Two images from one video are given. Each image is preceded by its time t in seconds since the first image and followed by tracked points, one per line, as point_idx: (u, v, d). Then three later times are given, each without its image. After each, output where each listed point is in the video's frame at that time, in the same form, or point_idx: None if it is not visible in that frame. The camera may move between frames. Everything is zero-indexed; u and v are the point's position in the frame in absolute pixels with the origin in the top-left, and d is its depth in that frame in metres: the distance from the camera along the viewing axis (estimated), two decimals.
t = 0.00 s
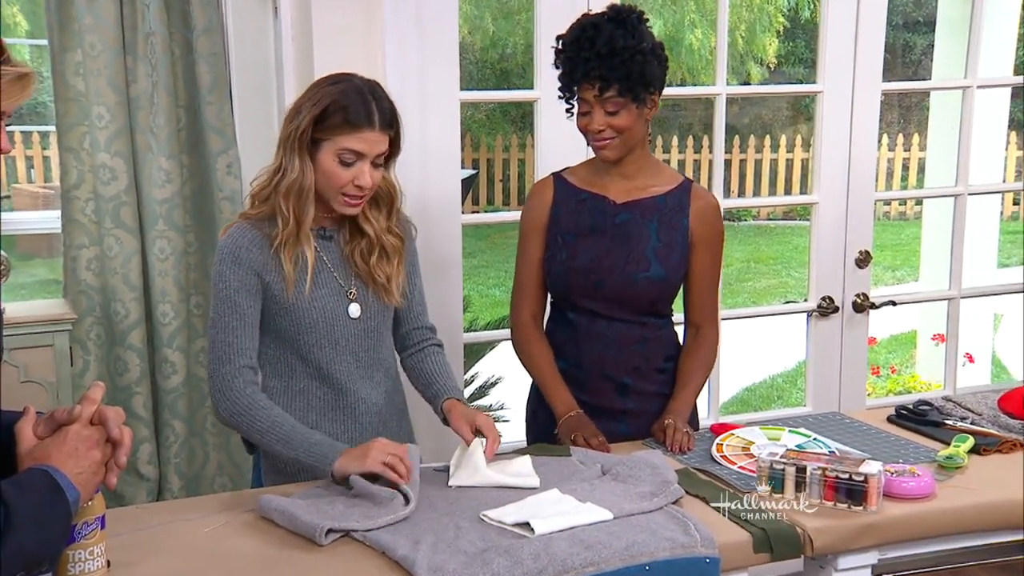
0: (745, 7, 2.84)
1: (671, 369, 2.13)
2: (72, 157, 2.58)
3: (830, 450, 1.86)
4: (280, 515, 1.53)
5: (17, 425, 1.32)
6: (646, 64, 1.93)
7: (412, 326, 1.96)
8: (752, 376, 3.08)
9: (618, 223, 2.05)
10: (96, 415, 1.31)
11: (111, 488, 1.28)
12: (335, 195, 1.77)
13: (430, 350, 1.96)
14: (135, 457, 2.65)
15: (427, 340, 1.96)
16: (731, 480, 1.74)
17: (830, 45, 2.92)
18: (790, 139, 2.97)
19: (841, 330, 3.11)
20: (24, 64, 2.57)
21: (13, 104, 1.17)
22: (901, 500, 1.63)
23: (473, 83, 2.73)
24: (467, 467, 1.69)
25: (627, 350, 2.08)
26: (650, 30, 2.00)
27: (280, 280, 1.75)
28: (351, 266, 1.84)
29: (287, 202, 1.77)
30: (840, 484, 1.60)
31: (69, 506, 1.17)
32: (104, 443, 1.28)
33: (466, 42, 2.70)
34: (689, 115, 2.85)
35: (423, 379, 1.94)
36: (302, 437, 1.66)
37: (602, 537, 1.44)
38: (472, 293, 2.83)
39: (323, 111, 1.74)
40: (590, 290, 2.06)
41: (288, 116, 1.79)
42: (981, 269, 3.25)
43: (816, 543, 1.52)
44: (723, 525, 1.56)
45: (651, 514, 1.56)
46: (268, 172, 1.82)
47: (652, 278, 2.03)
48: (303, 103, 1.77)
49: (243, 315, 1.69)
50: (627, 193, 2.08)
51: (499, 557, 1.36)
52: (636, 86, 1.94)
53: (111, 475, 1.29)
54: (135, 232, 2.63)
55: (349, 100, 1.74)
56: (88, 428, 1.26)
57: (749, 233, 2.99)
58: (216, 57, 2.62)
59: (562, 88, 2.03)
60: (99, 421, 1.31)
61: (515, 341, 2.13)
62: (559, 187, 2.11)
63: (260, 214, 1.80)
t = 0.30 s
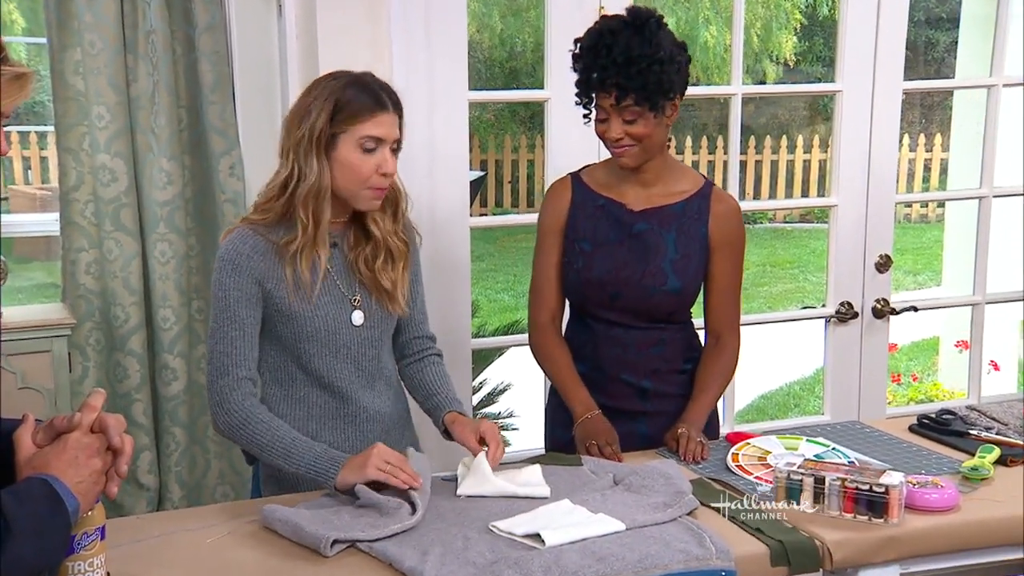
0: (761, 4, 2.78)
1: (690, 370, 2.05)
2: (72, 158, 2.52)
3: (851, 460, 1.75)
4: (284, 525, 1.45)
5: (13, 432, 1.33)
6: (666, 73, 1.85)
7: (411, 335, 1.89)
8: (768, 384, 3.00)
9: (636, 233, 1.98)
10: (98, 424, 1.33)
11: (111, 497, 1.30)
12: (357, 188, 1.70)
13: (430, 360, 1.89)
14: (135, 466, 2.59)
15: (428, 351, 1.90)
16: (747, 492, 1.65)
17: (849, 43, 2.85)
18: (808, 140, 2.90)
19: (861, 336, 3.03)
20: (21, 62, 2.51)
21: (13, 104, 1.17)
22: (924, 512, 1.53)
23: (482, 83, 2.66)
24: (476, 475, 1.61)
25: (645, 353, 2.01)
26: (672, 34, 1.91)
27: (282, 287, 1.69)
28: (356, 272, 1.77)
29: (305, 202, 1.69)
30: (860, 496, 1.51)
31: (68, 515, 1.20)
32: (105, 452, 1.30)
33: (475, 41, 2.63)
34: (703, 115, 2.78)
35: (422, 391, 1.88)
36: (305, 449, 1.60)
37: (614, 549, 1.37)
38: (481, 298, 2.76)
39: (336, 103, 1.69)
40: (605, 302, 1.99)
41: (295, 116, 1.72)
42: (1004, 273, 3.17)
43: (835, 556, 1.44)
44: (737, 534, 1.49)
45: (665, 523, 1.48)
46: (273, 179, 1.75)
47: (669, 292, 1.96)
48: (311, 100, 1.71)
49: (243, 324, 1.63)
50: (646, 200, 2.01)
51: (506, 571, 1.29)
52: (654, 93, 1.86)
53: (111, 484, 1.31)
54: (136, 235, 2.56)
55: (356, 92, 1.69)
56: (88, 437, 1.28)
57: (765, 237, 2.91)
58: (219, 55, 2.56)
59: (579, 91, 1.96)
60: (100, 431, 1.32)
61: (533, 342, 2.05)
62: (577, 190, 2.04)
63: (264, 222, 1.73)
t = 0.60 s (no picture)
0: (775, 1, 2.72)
1: (705, 375, 1.98)
2: (68, 159, 2.46)
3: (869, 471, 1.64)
4: (284, 537, 1.38)
5: (10, 441, 1.28)
6: (683, 76, 1.78)
7: (389, 345, 1.82)
8: (784, 392, 2.94)
9: (650, 238, 1.91)
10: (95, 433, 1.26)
11: (112, 508, 1.25)
12: (359, 173, 1.68)
13: (411, 374, 1.83)
14: (133, 476, 2.54)
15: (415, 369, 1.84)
16: (761, 503, 1.55)
17: (866, 41, 2.78)
18: (824, 141, 2.83)
19: (878, 344, 2.96)
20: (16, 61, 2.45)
21: (4, 104, 1.10)
22: (945, 525, 1.43)
23: (488, 83, 2.59)
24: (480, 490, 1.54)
25: (658, 360, 1.93)
26: (694, 37, 1.83)
27: (287, 301, 1.62)
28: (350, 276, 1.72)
29: (310, 205, 1.65)
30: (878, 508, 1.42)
31: (64, 528, 1.15)
32: (103, 462, 1.24)
33: (481, 39, 2.56)
34: (715, 116, 2.72)
35: (409, 410, 1.81)
36: (340, 471, 1.54)
37: (625, 563, 1.30)
38: (487, 303, 2.69)
39: (314, 96, 1.66)
40: (617, 309, 1.92)
41: (275, 125, 1.67)
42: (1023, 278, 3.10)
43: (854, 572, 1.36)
44: (752, 548, 1.41)
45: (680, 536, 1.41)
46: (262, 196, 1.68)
47: (682, 299, 1.89)
48: (284, 103, 1.67)
49: (257, 344, 1.56)
50: (662, 205, 1.93)
51: None
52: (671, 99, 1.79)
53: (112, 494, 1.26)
54: (134, 239, 2.51)
55: (326, 86, 1.67)
56: (85, 447, 1.23)
57: (780, 241, 2.84)
58: (219, 54, 2.50)
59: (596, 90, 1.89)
60: (98, 440, 1.26)
61: (546, 347, 1.98)
62: (592, 193, 1.97)
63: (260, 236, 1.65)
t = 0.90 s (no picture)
0: None
1: (715, 383, 1.90)
2: (62, 161, 2.41)
3: (888, 484, 1.53)
4: (284, 550, 1.32)
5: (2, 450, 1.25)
6: (683, 58, 1.76)
7: (367, 353, 1.75)
8: (797, 401, 2.89)
9: (659, 238, 1.84)
10: (91, 444, 1.24)
11: (105, 521, 1.24)
12: (342, 185, 1.63)
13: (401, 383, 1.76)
14: (128, 487, 2.51)
15: (400, 377, 1.76)
16: (776, 516, 1.46)
17: (882, 40, 2.73)
18: (838, 143, 2.79)
19: (896, 351, 2.90)
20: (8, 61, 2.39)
21: None
22: (966, 540, 1.35)
23: (493, 84, 2.52)
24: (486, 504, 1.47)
25: (667, 365, 1.86)
26: (703, 27, 1.81)
27: (264, 310, 1.55)
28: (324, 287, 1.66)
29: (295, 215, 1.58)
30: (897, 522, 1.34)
31: (59, 542, 1.13)
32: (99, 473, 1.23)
33: (486, 38, 2.49)
34: (727, 117, 2.68)
35: (393, 421, 1.73)
36: (337, 484, 1.47)
37: None
38: (492, 309, 2.62)
39: (306, 100, 1.59)
40: (624, 309, 1.85)
41: (263, 126, 1.58)
42: None
43: None
44: (764, 561, 1.33)
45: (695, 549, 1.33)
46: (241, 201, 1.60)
47: (692, 299, 1.82)
48: (274, 105, 1.59)
49: (238, 355, 1.49)
50: (668, 204, 1.87)
51: None
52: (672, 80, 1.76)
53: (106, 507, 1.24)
54: (129, 243, 2.47)
55: (319, 92, 1.61)
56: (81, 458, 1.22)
57: (793, 245, 2.80)
58: (217, 54, 2.45)
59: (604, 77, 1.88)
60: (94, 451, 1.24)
61: (554, 349, 1.90)
62: (600, 194, 1.90)
63: (235, 245, 1.58)
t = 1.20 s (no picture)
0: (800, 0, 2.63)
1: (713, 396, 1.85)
2: (60, 166, 2.38)
3: (902, 496, 1.45)
4: (288, 564, 1.26)
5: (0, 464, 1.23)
6: (676, 54, 1.73)
7: (365, 359, 1.70)
8: (809, 410, 2.83)
9: (656, 240, 1.79)
10: (91, 454, 1.24)
11: (105, 534, 1.22)
12: (326, 184, 1.58)
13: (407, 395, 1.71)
14: (126, 498, 2.48)
15: (400, 385, 1.71)
16: (789, 529, 1.41)
17: (896, 42, 2.68)
18: (851, 146, 2.74)
19: (911, 360, 2.85)
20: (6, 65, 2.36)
21: None
22: (986, 555, 1.28)
23: (499, 87, 2.48)
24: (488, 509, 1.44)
25: (663, 376, 1.81)
26: (699, 23, 1.79)
27: (251, 313, 1.51)
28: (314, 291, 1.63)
29: (275, 215, 1.54)
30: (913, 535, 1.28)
31: (58, 554, 1.12)
32: (98, 485, 1.22)
33: (492, 40, 2.45)
34: (739, 120, 2.63)
35: (389, 430, 1.68)
36: (339, 496, 1.42)
37: None
38: (497, 315, 2.57)
39: (285, 98, 1.56)
40: (621, 312, 1.80)
41: (242, 124, 1.55)
42: None
43: None
44: None
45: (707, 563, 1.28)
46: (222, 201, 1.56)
47: (689, 302, 1.77)
48: (252, 103, 1.56)
49: (226, 360, 1.45)
50: (665, 206, 1.83)
51: None
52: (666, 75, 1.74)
53: (105, 520, 1.23)
54: (128, 250, 2.44)
55: (299, 90, 1.58)
56: (79, 470, 1.20)
57: (807, 250, 2.75)
58: (218, 56, 2.41)
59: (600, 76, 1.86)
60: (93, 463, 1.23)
61: (547, 360, 1.84)
62: (595, 198, 1.86)
63: (220, 247, 1.54)
